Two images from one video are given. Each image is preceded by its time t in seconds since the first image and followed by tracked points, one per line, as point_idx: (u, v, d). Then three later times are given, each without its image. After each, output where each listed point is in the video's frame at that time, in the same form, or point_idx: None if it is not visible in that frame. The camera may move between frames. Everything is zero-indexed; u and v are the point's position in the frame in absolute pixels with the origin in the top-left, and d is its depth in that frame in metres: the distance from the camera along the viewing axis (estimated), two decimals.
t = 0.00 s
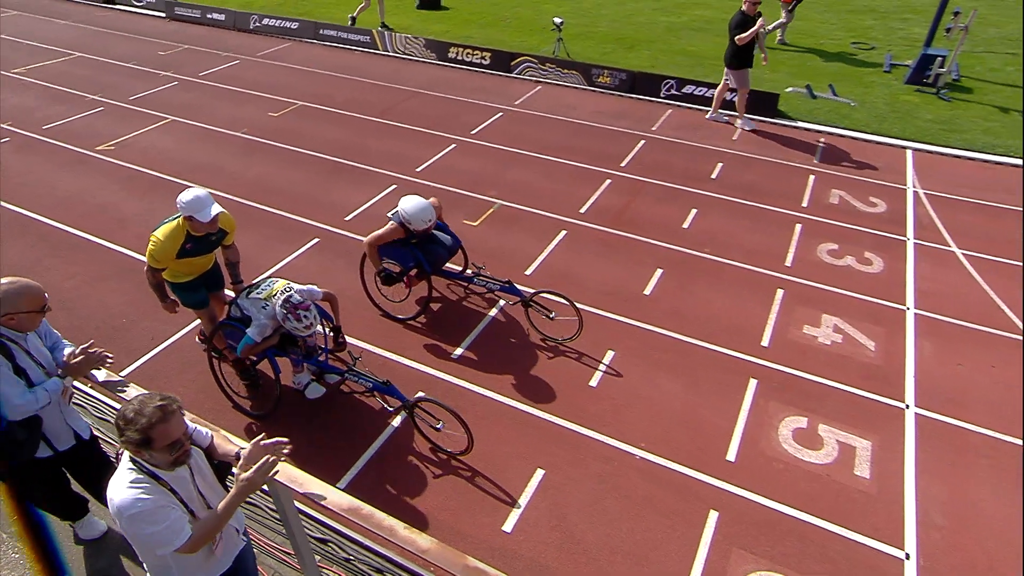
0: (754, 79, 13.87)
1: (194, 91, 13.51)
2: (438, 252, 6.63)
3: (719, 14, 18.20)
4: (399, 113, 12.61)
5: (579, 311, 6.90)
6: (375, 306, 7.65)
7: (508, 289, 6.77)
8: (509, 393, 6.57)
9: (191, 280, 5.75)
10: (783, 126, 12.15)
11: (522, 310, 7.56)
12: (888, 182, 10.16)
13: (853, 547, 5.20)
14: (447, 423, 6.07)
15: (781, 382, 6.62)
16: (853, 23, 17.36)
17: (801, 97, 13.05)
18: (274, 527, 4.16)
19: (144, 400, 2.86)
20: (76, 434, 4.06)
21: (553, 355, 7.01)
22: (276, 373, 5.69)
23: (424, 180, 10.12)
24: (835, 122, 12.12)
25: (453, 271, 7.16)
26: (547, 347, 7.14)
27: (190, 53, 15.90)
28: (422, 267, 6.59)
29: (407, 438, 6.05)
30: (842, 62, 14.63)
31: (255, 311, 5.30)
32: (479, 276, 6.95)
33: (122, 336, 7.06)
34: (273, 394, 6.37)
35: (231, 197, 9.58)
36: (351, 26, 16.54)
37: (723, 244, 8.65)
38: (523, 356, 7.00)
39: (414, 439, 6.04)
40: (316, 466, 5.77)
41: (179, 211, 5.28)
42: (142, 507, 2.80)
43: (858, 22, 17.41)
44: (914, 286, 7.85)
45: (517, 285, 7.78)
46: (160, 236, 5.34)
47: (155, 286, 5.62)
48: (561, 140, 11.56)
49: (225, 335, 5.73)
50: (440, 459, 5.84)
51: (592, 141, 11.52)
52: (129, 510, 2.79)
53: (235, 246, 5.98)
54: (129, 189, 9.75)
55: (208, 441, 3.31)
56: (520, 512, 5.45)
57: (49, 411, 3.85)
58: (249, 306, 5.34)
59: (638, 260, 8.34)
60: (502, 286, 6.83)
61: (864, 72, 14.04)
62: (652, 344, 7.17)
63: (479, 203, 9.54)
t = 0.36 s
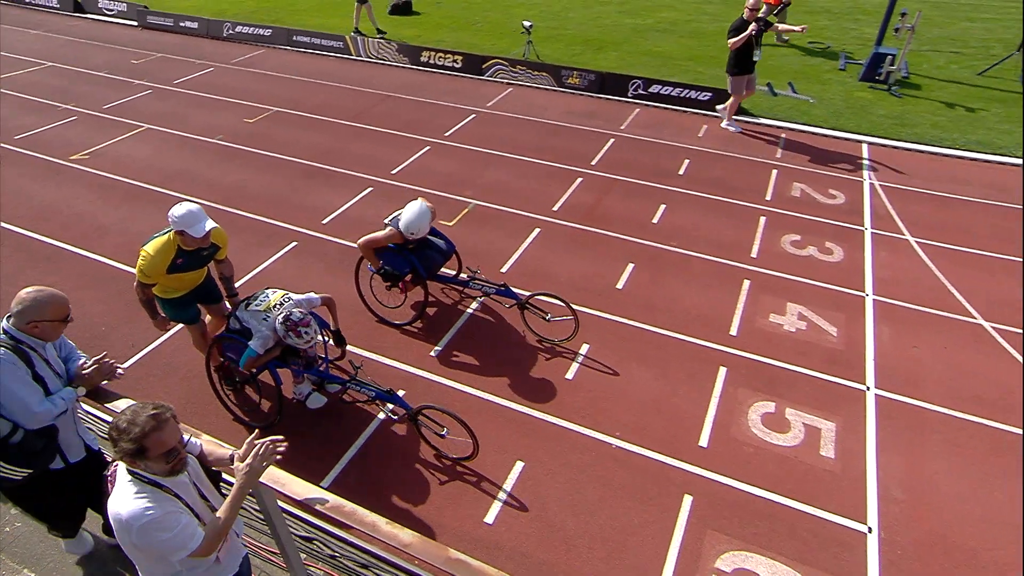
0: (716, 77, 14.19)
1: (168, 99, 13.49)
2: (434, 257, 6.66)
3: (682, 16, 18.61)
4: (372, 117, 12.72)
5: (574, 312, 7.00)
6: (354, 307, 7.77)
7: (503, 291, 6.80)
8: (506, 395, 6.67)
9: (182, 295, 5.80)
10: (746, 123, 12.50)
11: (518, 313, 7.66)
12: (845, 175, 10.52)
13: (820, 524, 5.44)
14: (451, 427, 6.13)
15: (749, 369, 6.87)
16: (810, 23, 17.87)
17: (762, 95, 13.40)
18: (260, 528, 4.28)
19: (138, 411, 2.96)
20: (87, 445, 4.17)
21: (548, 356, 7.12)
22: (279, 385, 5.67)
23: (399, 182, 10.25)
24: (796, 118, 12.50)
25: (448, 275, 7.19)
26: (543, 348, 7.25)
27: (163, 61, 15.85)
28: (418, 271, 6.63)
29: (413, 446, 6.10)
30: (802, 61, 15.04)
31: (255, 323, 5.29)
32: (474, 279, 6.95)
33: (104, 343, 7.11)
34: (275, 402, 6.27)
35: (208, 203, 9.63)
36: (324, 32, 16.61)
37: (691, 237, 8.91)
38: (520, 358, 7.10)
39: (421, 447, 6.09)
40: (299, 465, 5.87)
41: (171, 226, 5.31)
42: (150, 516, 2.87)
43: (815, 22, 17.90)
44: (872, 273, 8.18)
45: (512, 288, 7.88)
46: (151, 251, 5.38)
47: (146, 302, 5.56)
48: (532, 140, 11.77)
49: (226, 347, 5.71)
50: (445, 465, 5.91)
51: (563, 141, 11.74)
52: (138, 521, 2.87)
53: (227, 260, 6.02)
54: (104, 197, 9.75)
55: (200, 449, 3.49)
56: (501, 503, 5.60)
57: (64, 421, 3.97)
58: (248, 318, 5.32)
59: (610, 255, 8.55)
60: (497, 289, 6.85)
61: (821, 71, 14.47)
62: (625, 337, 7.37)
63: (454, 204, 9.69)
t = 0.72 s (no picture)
0: (681, 71, 14.50)
1: (140, 102, 13.40)
2: (430, 257, 6.74)
3: (647, 12, 18.91)
4: (346, 116, 12.79)
5: (570, 307, 7.11)
6: (335, 304, 7.86)
7: (501, 290, 6.87)
8: (505, 391, 6.76)
9: (176, 303, 5.64)
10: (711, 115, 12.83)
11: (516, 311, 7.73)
12: (806, 163, 10.88)
13: (789, 498, 5.69)
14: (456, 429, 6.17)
15: (719, 352, 7.11)
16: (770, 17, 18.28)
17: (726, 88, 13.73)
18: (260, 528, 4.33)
19: (141, 437, 2.77)
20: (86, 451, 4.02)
21: (548, 352, 7.21)
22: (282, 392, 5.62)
23: (374, 180, 10.36)
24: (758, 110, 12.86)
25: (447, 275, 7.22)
26: (542, 344, 7.35)
27: (133, 65, 15.72)
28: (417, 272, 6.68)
29: (418, 447, 6.14)
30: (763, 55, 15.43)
31: (259, 332, 5.24)
32: (471, 278, 7.00)
33: (83, 347, 7.12)
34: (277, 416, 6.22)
35: (184, 206, 9.65)
36: (296, 33, 16.60)
37: (661, 227, 9.15)
38: (518, 354, 7.20)
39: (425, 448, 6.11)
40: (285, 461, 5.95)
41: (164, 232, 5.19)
42: (162, 545, 2.75)
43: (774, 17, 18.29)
44: (833, 257, 8.50)
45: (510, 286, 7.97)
46: (144, 258, 5.24)
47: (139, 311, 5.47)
48: (504, 135, 11.95)
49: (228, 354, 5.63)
50: (453, 465, 5.96)
51: (535, 136, 11.93)
52: (149, 552, 2.74)
53: (222, 266, 5.90)
54: (79, 202, 9.71)
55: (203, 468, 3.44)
56: (482, 491, 5.76)
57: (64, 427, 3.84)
58: (250, 326, 5.30)
59: (583, 246, 8.76)
60: (494, 287, 6.91)
61: (782, 64, 14.87)
62: (600, 325, 7.58)
63: (430, 200, 9.83)
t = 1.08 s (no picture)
0: (650, 65, 14.73)
1: (111, 106, 13.26)
2: (429, 258, 6.77)
3: (616, 8, 19.13)
4: (320, 115, 12.80)
5: (571, 304, 7.18)
6: (314, 301, 7.89)
7: (501, 288, 6.95)
8: (507, 388, 6.80)
9: (180, 312, 5.62)
10: (679, 108, 13.08)
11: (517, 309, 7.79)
12: (771, 153, 11.18)
13: (761, 476, 5.89)
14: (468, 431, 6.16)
15: (692, 338, 7.31)
16: (734, 12, 18.60)
17: (694, 81, 14.00)
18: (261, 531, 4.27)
19: (147, 488, 2.76)
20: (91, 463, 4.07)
21: (549, 349, 7.27)
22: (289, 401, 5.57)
23: (350, 179, 10.41)
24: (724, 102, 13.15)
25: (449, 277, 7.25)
26: (543, 341, 7.41)
27: (103, 68, 15.53)
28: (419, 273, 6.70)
29: (429, 450, 6.11)
30: (728, 48, 15.73)
31: (264, 340, 5.16)
32: (471, 278, 7.06)
33: (61, 353, 7.08)
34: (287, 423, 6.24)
35: (159, 209, 9.62)
36: (267, 34, 16.51)
37: (633, 218, 9.33)
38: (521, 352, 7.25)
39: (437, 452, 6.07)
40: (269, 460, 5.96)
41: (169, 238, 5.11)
42: None
43: (738, 12, 18.62)
44: (799, 243, 8.76)
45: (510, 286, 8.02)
46: (150, 266, 5.17)
47: (148, 320, 5.42)
48: (478, 132, 12.06)
49: (231, 363, 5.54)
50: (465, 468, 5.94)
51: (508, 132, 12.06)
52: None
53: (224, 273, 5.86)
54: (52, 208, 9.62)
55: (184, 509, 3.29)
56: (465, 482, 5.83)
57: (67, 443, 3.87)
58: (256, 334, 5.20)
59: (559, 239, 8.90)
60: (495, 287, 6.98)
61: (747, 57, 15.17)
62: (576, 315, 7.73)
63: (406, 197, 9.91)
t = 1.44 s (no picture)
0: (619, 64, 14.96)
1: (79, 114, 13.09)
2: (428, 261, 6.87)
3: (585, 8, 19.34)
4: (293, 119, 12.77)
5: (573, 303, 7.21)
6: (291, 303, 7.88)
7: (502, 291, 6.89)
8: (510, 389, 6.80)
9: (177, 320, 5.36)
10: (648, 104, 13.31)
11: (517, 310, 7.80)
12: (738, 147, 11.45)
13: (735, 460, 6.05)
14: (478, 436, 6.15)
15: (665, 329, 7.49)
16: (698, 11, 18.92)
17: (661, 78, 14.25)
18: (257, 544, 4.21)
19: (155, 494, 2.74)
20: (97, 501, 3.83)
21: (552, 349, 7.30)
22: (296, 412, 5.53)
23: (325, 181, 10.43)
24: (692, 98, 13.40)
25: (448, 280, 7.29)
26: (544, 341, 7.44)
27: (70, 75, 15.30)
28: (416, 278, 6.77)
29: (436, 456, 6.07)
30: (694, 46, 16.02)
31: (270, 352, 5.15)
32: (471, 281, 6.99)
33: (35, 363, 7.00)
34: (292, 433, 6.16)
35: (132, 216, 9.54)
36: (238, 38, 16.42)
37: (606, 214, 9.50)
38: (523, 353, 7.26)
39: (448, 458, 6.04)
40: (250, 463, 5.94)
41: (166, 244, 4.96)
42: None
43: (702, 11, 18.93)
44: (766, 234, 9.00)
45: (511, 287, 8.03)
46: (147, 275, 5.00)
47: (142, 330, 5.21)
48: (451, 132, 12.15)
49: (237, 376, 5.54)
50: (476, 473, 5.91)
51: (481, 131, 12.17)
52: None
53: (222, 283, 5.70)
54: (21, 218, 9.49)
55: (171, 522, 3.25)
56: (447, 478, 5.87)
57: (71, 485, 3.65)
58: (261, 347, 5.20)
59: (534, 235, 9.03)
60: (496, 289, 6.90)
61: (712, 54, 15.45)
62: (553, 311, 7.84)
63: (381, 198, 9.97)
